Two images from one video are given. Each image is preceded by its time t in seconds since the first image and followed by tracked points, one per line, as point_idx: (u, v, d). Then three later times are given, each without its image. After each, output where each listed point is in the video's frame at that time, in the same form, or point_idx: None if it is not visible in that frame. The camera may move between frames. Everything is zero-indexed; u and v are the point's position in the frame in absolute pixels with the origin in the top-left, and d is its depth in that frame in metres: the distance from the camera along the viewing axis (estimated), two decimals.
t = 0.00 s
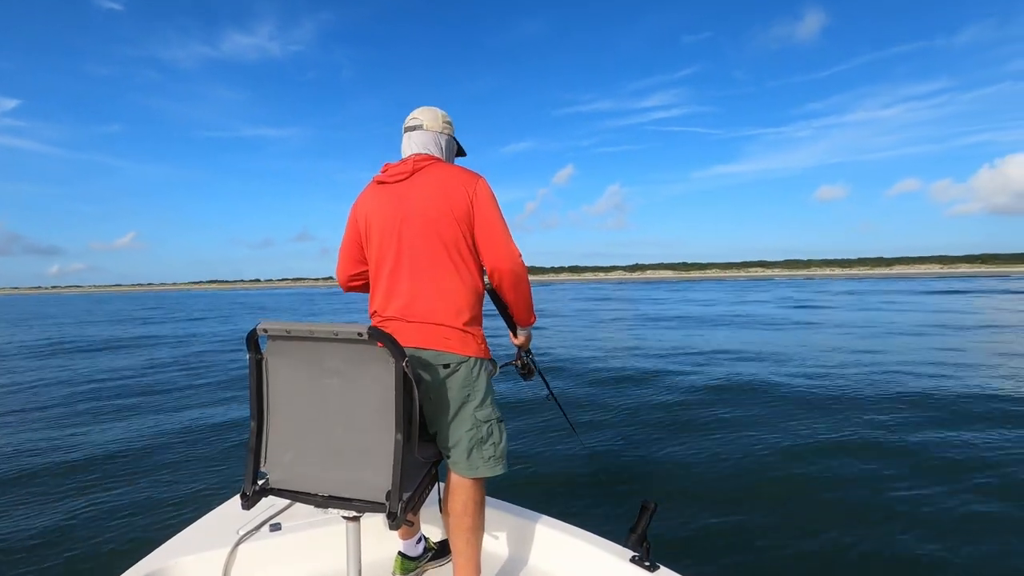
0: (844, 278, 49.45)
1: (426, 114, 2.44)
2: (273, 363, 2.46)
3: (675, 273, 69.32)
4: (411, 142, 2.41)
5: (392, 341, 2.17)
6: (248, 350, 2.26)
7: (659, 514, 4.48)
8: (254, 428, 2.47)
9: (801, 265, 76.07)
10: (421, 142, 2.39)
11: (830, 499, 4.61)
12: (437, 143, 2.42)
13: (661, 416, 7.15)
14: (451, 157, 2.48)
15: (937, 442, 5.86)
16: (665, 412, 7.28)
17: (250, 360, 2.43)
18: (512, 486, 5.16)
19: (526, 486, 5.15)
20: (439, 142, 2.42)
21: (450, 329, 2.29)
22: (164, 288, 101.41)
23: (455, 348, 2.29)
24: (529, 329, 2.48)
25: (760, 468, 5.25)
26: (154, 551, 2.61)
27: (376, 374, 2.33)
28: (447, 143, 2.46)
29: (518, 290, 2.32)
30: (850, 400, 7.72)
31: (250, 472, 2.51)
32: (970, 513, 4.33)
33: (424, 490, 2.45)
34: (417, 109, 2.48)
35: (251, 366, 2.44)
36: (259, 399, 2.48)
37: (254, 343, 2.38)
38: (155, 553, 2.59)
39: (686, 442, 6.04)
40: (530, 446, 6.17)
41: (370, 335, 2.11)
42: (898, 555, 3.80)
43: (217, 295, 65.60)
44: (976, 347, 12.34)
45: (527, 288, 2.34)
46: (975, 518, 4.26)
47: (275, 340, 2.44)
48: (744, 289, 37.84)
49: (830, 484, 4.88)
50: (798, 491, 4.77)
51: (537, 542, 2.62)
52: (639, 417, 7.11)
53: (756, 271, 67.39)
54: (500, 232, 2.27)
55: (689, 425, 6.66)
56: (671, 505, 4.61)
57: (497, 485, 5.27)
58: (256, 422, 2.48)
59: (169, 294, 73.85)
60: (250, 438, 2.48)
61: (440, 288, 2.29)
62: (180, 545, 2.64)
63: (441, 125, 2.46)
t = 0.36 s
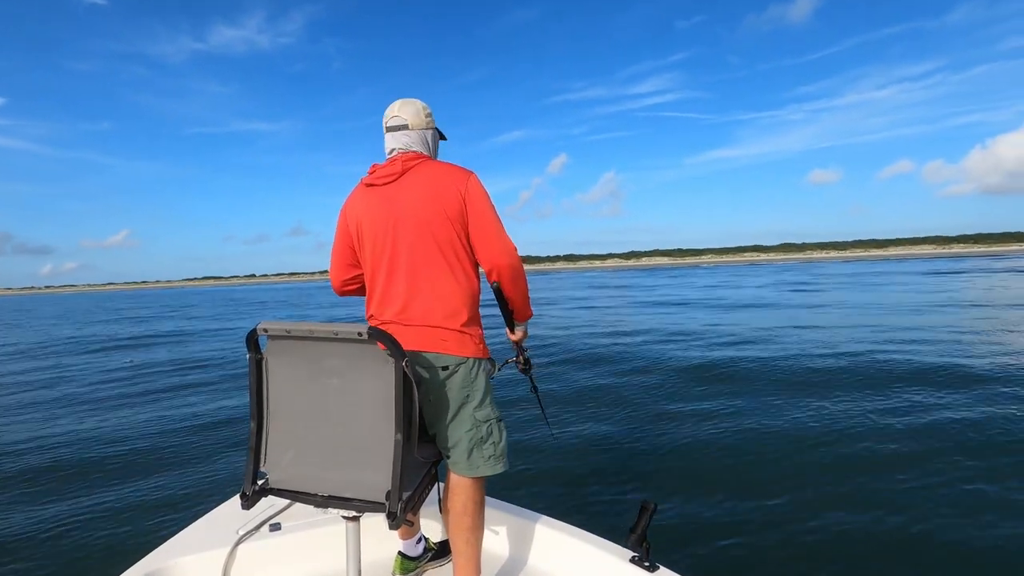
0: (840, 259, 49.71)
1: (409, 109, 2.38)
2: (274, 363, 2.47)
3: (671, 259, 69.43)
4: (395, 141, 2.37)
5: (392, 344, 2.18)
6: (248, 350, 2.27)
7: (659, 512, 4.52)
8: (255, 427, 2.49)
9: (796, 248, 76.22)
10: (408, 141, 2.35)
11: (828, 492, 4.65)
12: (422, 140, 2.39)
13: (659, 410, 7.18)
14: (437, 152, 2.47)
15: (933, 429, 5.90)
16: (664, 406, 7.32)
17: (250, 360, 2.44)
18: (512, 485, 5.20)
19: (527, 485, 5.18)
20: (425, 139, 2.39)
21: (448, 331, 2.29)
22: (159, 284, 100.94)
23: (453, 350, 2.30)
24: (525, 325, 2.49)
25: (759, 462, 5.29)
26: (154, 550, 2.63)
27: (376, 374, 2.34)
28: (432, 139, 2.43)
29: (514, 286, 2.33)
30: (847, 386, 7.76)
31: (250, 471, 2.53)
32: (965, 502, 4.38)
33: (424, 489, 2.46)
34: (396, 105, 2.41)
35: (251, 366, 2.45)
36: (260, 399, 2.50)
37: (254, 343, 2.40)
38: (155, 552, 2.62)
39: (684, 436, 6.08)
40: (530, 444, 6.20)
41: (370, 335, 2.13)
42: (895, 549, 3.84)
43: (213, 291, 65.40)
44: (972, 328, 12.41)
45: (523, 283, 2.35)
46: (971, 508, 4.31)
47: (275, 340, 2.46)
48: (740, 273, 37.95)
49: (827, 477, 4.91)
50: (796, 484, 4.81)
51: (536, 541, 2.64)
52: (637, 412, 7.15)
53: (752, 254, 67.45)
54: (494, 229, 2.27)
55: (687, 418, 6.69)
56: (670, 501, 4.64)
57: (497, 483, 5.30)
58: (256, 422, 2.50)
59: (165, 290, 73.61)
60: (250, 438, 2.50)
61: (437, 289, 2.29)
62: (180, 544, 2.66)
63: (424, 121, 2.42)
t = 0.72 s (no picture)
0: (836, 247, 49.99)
1: (402, 108, 2.35)
2: (274, 363, 2.46)
3: (668, 250, 69.39)
4: (389, 141, 2.34)
5: (394, 344, 2.17)
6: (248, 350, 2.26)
7: (660, 513, 4.52)
8: (255, 428, 2.48)
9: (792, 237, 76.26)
10: (403, 141, 2.33)
11: (828, 489, 4.66)
12: (416, 139, 2.36)
13: (659, 406, 7.18)
14: (431, 150, 2.45)
15: (931, 421, 5.93)
16: (663, 402, 7.33)
17: (250, 359, 2.43)
18: (513, 485, 5.20)
19: (528, 484, 5.19)
20: (420, 138, 2.37)
21: (448, 331, 2.27)
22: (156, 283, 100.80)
23: (454, 350, 2.28)
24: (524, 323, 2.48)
25: (759, 458, 5.29)
26: (153, 551, 2.62)
27: (377, 374, 2.33)
28: (425, 138, 2.41)
29: (514, 284, 2.32)
30: (845, 378, 7.78)
31: (251, 471, 2.52)
32: (965, 497, 4.40)
33: (425, 489, 2.46)
34: (389, 103, 2.38)
35: (251, 366, 2.45)
36: (260, 399, 2.49)
37: (254, 343, 2.39)
38: (155, 552, 2.61)
39: (685, 433, 6.08)
40: (531, 443, 6.20)
41: (371, 335, 2.12)
42: (899, 548, 3.85)
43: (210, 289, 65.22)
44: (968, 316, 12.47)
45: (522, 280, 2.34)
46: (972, 503, 4.32)
47: (275, 340, 2.45)
48: (737, 262, 38.04)
49: (827, 473, 4.92)
50: (797, 480, 4.82)
51: (537, 541, 2.63)
52: (637, 408, 7.15)
53: (749, 244, 67.48)
54: (492, 227, 2.25)
55: (687, 415, 6.70)
56: (674, 501, 4.63)
57: (498, 483, 5.31)
58: (256, 421, 2.49)
59: (163, 289, 73.51)
60: (251, 438, 2.49)
61: (436, 290, 2.27)
62: (179, 544, 2.66)
63: (417, 119, 2.39)
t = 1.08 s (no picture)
0: (835, 246, 49.95)
1: (400, 108, 2.36)
2: (274, 363, 2.47)
3: (667, 249, 69.43)
4: (387, 140, 2.35)
5: (392, 344, 2.18)
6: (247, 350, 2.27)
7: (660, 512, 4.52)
8: (255, 428, 2.48)
9: (792, 235, 76.27)
10: (400, 141, 2.33)
11: (828, 488, 4.66)
12: (414, 139, 2.37)
13: (659, 406, 7.18)
14: (429, 149, 2.45)
15: (932, 421, 5.93)
16: (663, 402, 7.32)
17: (250, 360, 2.44)
18: (514, 484, 5.20)
19: (528, 483, 5.19)
20: (417, 137, 2.37)
21: (445, 332, 2.28)
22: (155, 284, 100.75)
23: (450, 351, 2.29)
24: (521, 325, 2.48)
25: (760, 458, 5.29)
26: (154, 551, 2.62)
27: (375, 374, 2.33)
28: (424, 137, 2.41)
29: (511, 285, 2.32)
30: (845, 377, 7.77)
31: (250, 471, 2.53)
32: (966, 497, 4.40)
33: (424, 489, 2.46)
34: (386, 103, 2.39)
35: (251, 366, 2.45)
36: (260, 399, 2.50)
37: (253, 344, 2.39)
38: (154, 553, 2.61)
39: (685, 432, 6.07)
40: (531, 443, 6.21)
41: (371, 335, 2.12)
42: (900, 547, 3.85)
43: (210, 289, 65.22)
44: (968, 315, 12.45)
45: (519, 282, 2.34)
46: (972, 502, 4.32)
47: (275, 340, 2.45)
48: (736, 261, 38.04)
49: (828, 472, 4.92)
50: (797, 479, 4.83)
51: (536, 541, 2.64)
52: (637, 408, 7.15)
53: (748, 244, 67.47)
54: (490, 229, 2.25)
55: (687, 415, 6.69)
56: (675, 500, 4.63)
57: (498, 482, 5.31)
58: (256, 422, 2.50)
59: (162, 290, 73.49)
60: (251, 437, 2.50)
61: (433, 290, 2.27)
62: (179, 544, 2.66)
63: (415, 118, 2.39)
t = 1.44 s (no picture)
0: (835, 245, 49.88)
1: (388, 108, 2.36)
2: (273, 364, 2.47)
3: (667, 249, 69.35)
4: (375, 141, 2.36)
5: (389, 344, 2.18)
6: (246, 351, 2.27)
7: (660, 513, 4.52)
8: (254, 428, 2.48)
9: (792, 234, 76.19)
10: (388, 141, 2.33)
11: (829, 488, 4.65)
12: (403, 139, 2.36)
13: (659, 406, 7.17)
14: (419, 149, 2.44)
15: (933, 420, 5.91)
16: (663, 402, 7.30)
17: (249, 360, 2.44)
18: (514, 485, 5.19)
19: (528, 484, 5.18)
20: (406, 137, 2.37)
21: (438, 333, 2.28)
22: (156, 286, 100.81)
23: (444, 353, 2.29)
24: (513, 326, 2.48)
25: (760, 458, 5.28)
26: (154, 551, 2.62)
27: (374, 374, 2.33)
28: (413, 137, 2.40)
29: (502, 285, 2.32)
30: (846, 377, 7.75)
31: (250, 472, 2.53)
32: (967, 497, 4.38)
33: (423, 489, 2.46)
34: (375, 103, 2.39)
35: (250, 366, 2.45)
36: (259, 399, 2.50)
37: (252, 344, 2.39)
38: (154, 553, 2.61)
39: (685, 433, 6.06)
40: (531, 443, 6.20)
41: (369, 335, 2.11)
42: (903, 548, 3.83)
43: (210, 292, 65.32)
44: (969, 313, 12.43)
45: (511, 282, 2.34)
46: (974, 502, 4.30)
47: (273, 341, 2.45)
48: (737, 261, 38.04)
49: (829, 472, 4.92)
50: (797, 479, 4.82)
51: (536, 541, 2.63)
52: (637, 408, 7.14)
53: (748, 243, 67.40)
54: (481, 229, 2.25)
55: (687, 415, 6.68)
56: (676, 501, 4.62)
57: (498, 483, 5.30)
58: (255, 422, 2.50)
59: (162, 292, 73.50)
60: (250, 438, 2.50)
61: (425, 292, 2.27)
62: (179, 544, 2.66)
63: (404, 118, 2.38)
